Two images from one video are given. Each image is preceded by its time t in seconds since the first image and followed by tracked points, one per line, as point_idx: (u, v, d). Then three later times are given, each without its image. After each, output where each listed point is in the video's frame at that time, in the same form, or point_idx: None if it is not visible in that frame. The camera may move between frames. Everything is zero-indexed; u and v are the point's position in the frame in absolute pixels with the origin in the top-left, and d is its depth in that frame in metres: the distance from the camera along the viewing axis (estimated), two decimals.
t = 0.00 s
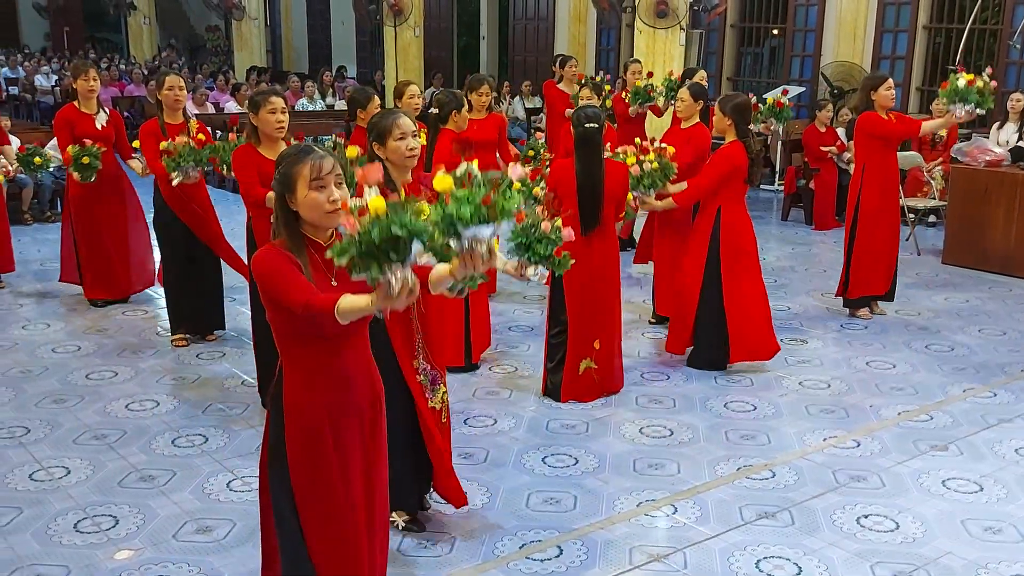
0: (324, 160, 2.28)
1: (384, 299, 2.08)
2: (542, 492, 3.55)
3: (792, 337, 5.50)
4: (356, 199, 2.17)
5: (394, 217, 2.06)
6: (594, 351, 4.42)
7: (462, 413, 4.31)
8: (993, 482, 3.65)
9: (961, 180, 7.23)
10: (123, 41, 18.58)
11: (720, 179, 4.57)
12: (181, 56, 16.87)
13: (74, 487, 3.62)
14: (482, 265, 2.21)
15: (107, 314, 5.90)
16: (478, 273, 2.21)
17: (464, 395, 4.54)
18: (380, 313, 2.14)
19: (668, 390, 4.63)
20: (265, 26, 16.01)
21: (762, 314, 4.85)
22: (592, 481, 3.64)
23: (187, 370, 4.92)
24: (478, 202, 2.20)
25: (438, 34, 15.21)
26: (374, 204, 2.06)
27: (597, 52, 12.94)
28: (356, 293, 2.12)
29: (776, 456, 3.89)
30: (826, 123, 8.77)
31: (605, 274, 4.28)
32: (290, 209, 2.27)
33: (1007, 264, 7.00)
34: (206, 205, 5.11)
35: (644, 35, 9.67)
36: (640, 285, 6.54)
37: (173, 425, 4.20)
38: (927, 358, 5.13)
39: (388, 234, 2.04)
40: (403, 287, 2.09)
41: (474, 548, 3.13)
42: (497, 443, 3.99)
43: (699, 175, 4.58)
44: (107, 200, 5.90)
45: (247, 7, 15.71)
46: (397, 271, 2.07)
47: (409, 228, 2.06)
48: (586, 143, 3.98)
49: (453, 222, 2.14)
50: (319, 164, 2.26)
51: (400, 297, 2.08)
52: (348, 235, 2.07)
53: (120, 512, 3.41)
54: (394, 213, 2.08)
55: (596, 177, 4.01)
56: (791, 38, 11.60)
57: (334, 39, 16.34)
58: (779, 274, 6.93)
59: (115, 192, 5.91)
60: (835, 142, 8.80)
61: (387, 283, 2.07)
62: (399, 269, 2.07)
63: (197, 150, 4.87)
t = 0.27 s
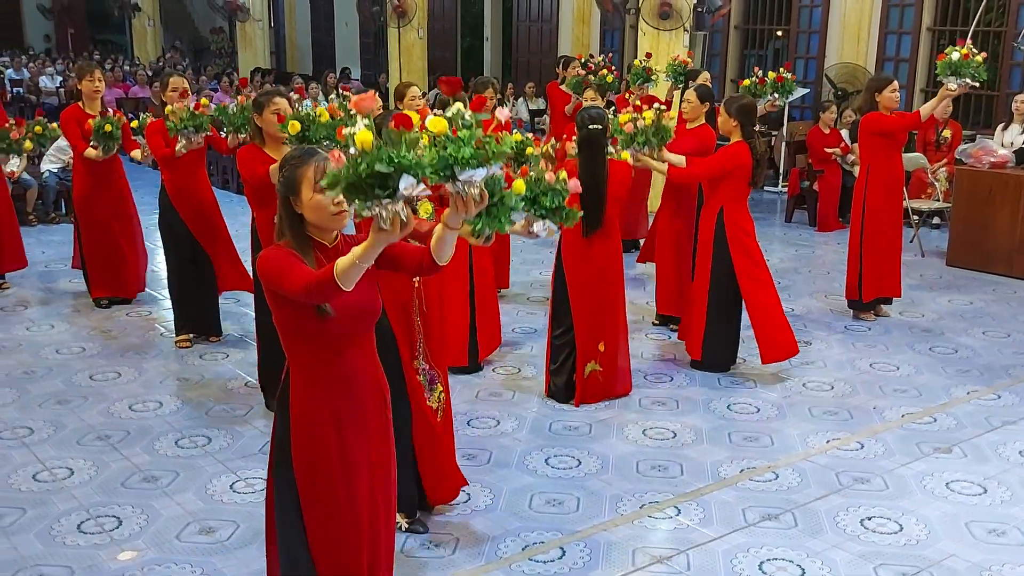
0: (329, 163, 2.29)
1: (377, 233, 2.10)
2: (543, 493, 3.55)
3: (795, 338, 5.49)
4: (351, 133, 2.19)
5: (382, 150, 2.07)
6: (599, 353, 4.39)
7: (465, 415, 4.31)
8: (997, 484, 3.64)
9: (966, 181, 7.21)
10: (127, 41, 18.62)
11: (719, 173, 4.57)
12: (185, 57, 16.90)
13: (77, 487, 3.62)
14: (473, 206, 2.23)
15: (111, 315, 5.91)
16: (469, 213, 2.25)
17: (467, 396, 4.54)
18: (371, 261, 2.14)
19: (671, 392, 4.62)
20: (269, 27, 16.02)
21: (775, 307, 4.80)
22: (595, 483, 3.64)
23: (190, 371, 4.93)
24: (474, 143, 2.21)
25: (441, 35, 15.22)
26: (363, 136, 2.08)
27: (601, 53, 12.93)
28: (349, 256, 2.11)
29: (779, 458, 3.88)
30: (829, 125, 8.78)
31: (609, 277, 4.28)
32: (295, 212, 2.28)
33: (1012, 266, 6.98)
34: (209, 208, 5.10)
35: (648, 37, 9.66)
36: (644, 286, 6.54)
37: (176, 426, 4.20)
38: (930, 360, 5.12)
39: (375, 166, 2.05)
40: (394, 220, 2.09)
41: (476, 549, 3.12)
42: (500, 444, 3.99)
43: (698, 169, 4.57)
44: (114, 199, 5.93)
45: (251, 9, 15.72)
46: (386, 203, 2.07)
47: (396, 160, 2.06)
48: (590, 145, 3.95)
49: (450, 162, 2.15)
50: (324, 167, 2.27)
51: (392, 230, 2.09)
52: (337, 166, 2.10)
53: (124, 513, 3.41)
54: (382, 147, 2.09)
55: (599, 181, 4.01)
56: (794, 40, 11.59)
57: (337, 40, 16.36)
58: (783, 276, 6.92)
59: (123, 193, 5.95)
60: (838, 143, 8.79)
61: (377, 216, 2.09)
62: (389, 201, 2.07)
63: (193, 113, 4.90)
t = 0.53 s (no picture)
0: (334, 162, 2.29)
1: (377, 222, 2.10)
2: (547, 495, 3.55)
3: (799, 340, 5.48)
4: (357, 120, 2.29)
5: (383, 136, 2.16)
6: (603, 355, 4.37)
7: (469, 416, 4.31)
8: (1001, 487, 3.63)
9: (970, 183, 7.20)
10: (132, 43, 18.66)
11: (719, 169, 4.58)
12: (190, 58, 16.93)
13: (82, 488, 3.63)
14: (468, 194, 2.27)
15: (115, 316, 5.92)
16: (464, 201, 2.28)
17: (471, 398, 4.54)
18: (372, 255, 2.15)
19: (675, 394, 4.62)
20: (274, 29, 16.04)
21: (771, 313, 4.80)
22: (598, 484, 3.64)
23: (195, 372, 4.93)
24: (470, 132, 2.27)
25: (445, 36, 15.23)
26: (366, 121, 2.17)
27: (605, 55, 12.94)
28: (350, 251, 2.12)
29: (783, 460, 3.87)
30: (833, 127, 8.78)
31: (613, 278, 4.26)
32: (299, 213, 2.28)
33: (1017, 268, 6.97)
34: (214, 208, 5.12)
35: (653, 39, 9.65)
36: (648, 288, 6.54)
37: (180, 427, 4.21)
38: (935, 362, 5.12)
39: (375, 149, 2.14)
40: (393, 205, 2.11)
41: (479, 551, 3.12)
42: (503, 445, 3.99)
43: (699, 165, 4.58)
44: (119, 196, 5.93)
45: (256, 10, 15.75)
46: (385, 187, 2.13)
47: (397, 147, 2.14)
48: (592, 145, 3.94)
49: (445, 148, 2.20)
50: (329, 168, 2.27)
51: (391, 219, 2.10)
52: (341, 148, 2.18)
53: (128, 513, 3.42)
54: (384, 133, 2.18)
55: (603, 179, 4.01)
56: (799, 41, 11.58)
57: (342, 41, 16.38)
58: (787, 278, 6.91)
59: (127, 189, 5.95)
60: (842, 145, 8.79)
61: (376, 200, 2.12)
62: (387, 185, 2.13)
63: (191, 93, 4.86)
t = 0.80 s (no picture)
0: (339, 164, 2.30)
1: (381, 225, 2.11)
2: (550, 496, 3.55)
3: (803, 342, 5.48)
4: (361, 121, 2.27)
5: (387, 139, 2.15)
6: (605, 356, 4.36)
7: (472, 417, 4.31)
8: (1005, 490, 3.63)
9: (974, 186, 7.19)
10: (136, 44, 18.69)
11: (719, 169, 4.59)
12: (194, 59, 16.96)
13: (85, 488, 3.63)
14: (471, 198, 2.28)
15: (119, 316, 5.93)
16: (468, 205, 2.29)
17: (474, 399, 4.54)
18: (375, 258, 2.15)
19: (678, 396, 4.62)
20: (278, 30, 16.06)
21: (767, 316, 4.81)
22: (601, 486, 3.63)
23: (198, 372, 4.94)
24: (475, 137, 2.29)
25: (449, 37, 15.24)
26: (371, 123, 2.16)
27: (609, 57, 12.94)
28: (352, 255, 2.12)
29: (786, 462, 3.87)
30: (837, 128, 8.76)
31: (614, 279, 4.25)
32: (302, 214, 2.28)
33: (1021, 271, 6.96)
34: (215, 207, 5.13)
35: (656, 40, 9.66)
36: (651, 290, 6.54)
37: (183, 427, 4.21)
38: (939, 365, 5.11)
39: (380, 153, 2.13)
40: (396, 209, 2.12)
41: (482, 553, 3.12)
42: (506, 447, 3.99)
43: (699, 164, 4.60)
44: (116, 196, 5.93)
45: (261, 11, 15.77)
46: (389, 190, 2.13)
47: (401, 150, 2.14)
48: (593, 144, 3.95)
49: (451, 152, 2.22)
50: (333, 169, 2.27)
51: (395, 222, 2.10)
52: (344, 150, 2.16)
53: (131, 514, 3.42)
54: (389, 137, 2.17)
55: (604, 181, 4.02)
56: (802, 43, 11.58)
57: (345, 42, 16.40)
58: (790, 280, 6.91)
59: (124, 191, 5.94)
60: (845, 146, 8.79)
61: (380, 204, 2.12)
62: (392, 189, 2.13)
63: (188, 87, 4.91)
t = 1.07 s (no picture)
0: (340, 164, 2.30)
1: (380, 226, 2.10)
2: (551, 497, 3.54)
3: (805, 343, 5.47)
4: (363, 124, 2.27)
5: (387, 142, 2.15)
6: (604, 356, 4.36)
7: (473, 418, 4.31)
8: (1008, 491, 3.62)
9: (977, 187, 7.19)
10: (139, 45, 18.71)
11: (720, 169, 4.59)
12: (196, 60, 16.98)
13: (86, 489, 3.63)
14: (473, 200, 2.26)
15: (121, 317, 5.93)
16: (469, 207, 2.26)
17: (476, 400, 4.54)
18: (375, 259, 2.15)
19: (680, 397, 4.61)
20: (280, 31, 16.07)
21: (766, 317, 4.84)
22: (603, 487, 3.63)
23: (200, 373, 4.94)
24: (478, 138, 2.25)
25: (451, 38, 15.26)
26: (371, 126, 2.16)
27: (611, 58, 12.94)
28: (352, 256, 2.11)
29: (788, 463, 3.87)
30: (839, 129, 8.75)
31: (613, 280, 4.26)
32: (303, 214, 2.29)
33: None
34: (217, 208, 5.13)
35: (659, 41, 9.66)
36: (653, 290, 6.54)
37: (185, 428, 4.22)
38: (941, 366, 5.10)
39: (379, 155, 2.12)
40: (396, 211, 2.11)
41: (484, 554, 3.12)
42: (508, 447, 3.99)
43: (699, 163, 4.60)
44: (116, 197, 5.91)
45: (263, 12, 15.79)
46: (388, 192, 2.12)
47: (401, 153, 2.14)
48: (591, 144, 3.94)
49: (453, 154, 2.19)
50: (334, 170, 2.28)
51: (395, 223, 2.10)
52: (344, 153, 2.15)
53: (132, 515, 3.42)
54: (389, 139, 2.16)
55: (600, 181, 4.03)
56: (805, 44, 11.57)
57: (347, 43, 16.41)
58: (792, 281, 6.91)
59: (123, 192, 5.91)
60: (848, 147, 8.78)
61: (379, 205, 2.11)
62: (391, 190, 2.13)
63: (187, 88, 4.90)
